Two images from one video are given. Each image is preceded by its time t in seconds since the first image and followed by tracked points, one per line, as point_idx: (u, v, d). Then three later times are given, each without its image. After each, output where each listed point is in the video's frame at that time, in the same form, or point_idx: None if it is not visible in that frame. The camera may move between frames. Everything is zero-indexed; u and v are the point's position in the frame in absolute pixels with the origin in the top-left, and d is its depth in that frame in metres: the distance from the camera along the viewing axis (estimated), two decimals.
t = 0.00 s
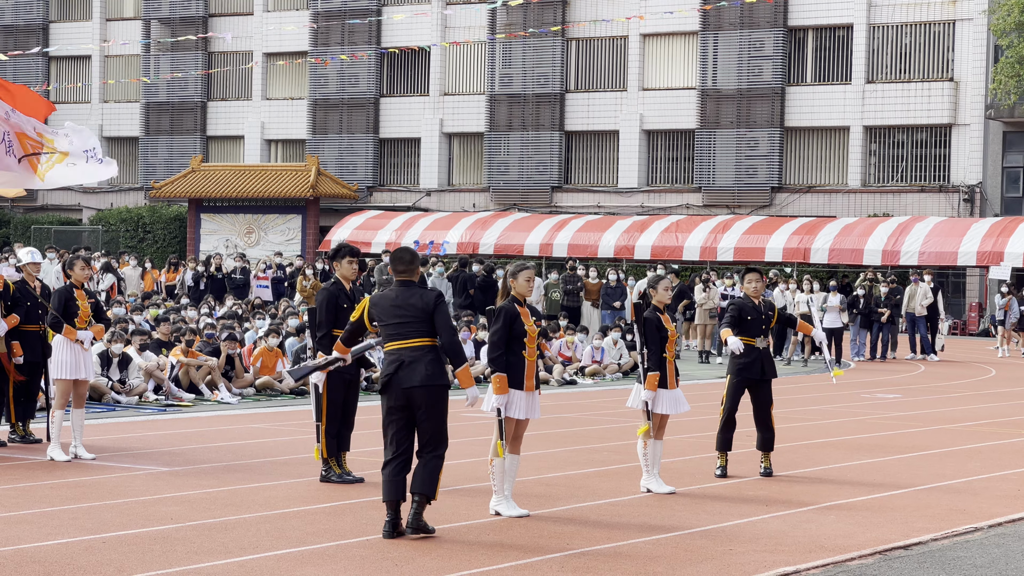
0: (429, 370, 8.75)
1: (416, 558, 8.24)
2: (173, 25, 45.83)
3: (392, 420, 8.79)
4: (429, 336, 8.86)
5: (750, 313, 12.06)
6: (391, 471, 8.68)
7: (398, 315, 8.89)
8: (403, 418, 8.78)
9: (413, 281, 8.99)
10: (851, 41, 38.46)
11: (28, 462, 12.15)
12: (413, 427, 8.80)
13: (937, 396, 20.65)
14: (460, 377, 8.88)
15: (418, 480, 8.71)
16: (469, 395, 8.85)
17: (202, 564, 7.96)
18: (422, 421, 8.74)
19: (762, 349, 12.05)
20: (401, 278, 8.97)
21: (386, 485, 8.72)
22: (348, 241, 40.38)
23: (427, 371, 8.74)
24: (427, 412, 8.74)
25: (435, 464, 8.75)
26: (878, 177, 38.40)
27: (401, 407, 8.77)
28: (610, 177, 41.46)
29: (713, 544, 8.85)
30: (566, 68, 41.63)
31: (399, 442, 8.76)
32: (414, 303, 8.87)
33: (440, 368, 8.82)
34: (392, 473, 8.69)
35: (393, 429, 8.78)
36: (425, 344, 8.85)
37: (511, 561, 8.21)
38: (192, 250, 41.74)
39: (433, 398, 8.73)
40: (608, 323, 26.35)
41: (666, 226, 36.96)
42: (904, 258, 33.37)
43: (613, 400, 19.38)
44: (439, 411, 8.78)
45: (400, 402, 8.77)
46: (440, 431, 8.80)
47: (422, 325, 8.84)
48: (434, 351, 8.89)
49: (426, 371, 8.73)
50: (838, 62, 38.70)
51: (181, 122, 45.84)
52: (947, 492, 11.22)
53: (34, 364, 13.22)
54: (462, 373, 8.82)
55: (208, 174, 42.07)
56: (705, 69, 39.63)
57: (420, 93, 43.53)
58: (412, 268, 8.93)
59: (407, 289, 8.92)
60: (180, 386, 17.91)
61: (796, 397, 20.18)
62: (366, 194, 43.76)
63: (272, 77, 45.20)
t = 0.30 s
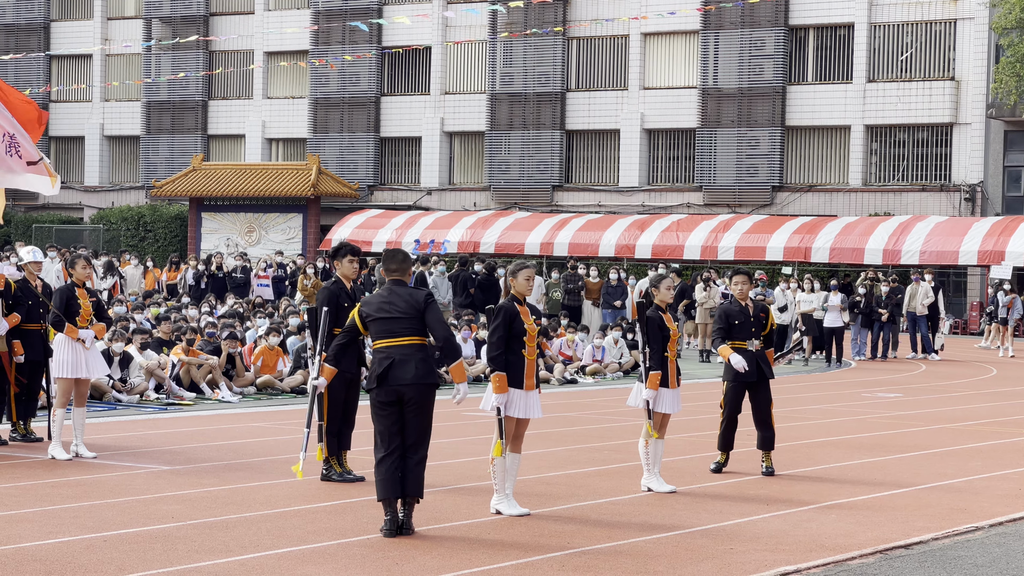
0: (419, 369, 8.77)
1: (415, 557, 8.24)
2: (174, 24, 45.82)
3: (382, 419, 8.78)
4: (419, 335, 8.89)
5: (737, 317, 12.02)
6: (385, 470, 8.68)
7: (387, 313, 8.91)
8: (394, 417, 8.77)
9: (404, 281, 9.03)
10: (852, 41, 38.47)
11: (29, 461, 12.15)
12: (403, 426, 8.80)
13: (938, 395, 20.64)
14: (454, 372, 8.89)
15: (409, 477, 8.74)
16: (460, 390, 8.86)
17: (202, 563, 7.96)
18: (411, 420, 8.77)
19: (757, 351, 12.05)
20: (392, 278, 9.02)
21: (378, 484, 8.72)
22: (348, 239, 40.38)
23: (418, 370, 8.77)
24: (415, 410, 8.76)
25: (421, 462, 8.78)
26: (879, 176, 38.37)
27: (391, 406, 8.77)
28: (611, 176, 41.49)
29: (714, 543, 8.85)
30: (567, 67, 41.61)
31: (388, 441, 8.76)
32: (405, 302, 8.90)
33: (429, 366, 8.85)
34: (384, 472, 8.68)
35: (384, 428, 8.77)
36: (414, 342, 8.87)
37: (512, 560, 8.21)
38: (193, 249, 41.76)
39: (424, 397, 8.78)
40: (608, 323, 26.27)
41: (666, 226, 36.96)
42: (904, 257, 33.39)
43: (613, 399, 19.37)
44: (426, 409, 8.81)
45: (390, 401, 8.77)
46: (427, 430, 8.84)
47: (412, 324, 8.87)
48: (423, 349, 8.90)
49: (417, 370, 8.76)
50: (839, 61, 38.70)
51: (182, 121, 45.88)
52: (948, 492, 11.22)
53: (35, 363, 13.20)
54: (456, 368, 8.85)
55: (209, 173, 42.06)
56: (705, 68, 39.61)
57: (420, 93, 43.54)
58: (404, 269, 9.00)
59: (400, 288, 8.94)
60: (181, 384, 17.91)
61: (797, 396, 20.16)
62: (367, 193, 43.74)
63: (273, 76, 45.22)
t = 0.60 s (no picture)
0: (403, 370, 8.87)
1: (417, 556, 8.24)
2: (175, 23, 45.78)
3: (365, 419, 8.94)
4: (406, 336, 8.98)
5: (711, 320, 12.06)
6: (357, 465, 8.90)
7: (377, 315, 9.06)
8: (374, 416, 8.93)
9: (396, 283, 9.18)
10: (853, 40, 38.48)
11: (30, 459, 12.17)
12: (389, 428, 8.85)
13: (939, 394, 20.62)
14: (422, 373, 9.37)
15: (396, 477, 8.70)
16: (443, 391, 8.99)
17: (204, 562, 7.97)
18: (395, 421, 8.80)
19: (726, 356, 11.94)
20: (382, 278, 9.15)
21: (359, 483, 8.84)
22: (350, 238, 40.40)
23: (402, 373, 8.86)
24: (398, 412, 8.83)
25: (409, 463, 8.73)
26: (880, 175, 38.34)
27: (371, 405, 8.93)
28: (613, 175, 41.49)
29: (716, 542, 8.85)
30: (568, 65, 41.60)
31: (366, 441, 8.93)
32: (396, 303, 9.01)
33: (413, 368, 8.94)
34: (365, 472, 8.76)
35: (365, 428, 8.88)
36: (402, 344, 8.96)
37: (512, 559, 8.21)
38: (194, 248, 41.77)
39: (407, 398, 8.85)
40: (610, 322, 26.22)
41: (668, 225, 36.95)
42: (906, 256, 33.39)
43: (614, 399, 19.36)
44: (410, 411, 8.85)
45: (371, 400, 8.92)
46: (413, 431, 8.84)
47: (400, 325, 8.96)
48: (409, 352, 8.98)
49: (400, 373, 8.85)
50: (841, 60, 38.69)
51: (183, 120, 45.86)
52: (950, 491, 11.21)
53: (36, 363, 13.17)
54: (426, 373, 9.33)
55: (210, 172, 42.07)
56: (706, 67, 39.60)
57: (422, 92, 43.53)
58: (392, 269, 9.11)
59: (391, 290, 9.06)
60: (183, 383, 17.94)
61: (798, 395, 20.15)
62: (369, 192, 43.71)
63: (275, 75, 45.25)
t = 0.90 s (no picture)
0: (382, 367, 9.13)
1: (419, 555, 8.24)
2: (176, 22, 45.74)
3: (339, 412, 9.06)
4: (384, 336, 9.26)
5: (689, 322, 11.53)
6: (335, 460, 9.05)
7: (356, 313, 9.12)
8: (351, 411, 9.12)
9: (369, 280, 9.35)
10: (854, 39, 38.47)
11: (32, 458, 12.17)
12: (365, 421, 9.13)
13: (939, 393, 20.63)
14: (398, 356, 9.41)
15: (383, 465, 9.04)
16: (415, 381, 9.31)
17: (206, 561, 7.98)
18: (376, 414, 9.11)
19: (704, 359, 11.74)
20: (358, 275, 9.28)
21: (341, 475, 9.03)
22: (352, 238, 40.44)
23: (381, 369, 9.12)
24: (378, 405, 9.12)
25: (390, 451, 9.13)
26: (882, 175, 38.30)
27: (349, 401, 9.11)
28: (614, 174, 41.48)
29: (718, 541, 8.85)
30: (569, 64, 41.57)
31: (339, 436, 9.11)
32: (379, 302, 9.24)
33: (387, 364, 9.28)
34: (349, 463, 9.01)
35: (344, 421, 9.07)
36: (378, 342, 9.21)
37: (514, 557, 8.22)
38: (196, 247, 41.79)
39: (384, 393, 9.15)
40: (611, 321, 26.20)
41: (669, 223, 36.95)
42: (908, 255, 33.39)
43: (614, 398, 19.37)
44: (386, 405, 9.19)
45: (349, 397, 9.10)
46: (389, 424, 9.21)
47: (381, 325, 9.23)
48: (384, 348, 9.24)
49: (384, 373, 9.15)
50: (842, 58, 38.65)
51: (185, 119, 45.87)
52: (951, 490, 11.21)
53: (38, 362, 13.24)
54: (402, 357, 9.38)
55: (212, 171, 42.09)
56: (707, 67, 39.59)
57: (423, 91, 43.52)
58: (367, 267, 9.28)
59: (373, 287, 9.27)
60: (184, 382, 17.94)
61: (799, 394, 20.15)
62: (370, 191, 43.74)
63: (276, 75, 45.28)
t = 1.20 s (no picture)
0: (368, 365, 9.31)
1: (421, 553, 8.26)
2: (177, 21, 45.72)
3: (330, 406, 9.30)
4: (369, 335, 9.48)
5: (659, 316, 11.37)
6: (332, 454, 9.18)
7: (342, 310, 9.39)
8: (342, 406, 9.30)
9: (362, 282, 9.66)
10: (856, 38, 38.45)
11: (33, 458, 12.15)
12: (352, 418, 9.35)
13: (940, 392, 20.64)
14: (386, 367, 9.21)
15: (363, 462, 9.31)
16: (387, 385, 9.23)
17: (208, 559, 7.98)
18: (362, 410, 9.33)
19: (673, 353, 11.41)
20: (349, 273, 9.52)
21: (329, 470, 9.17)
22: (353, 236, 40.45)
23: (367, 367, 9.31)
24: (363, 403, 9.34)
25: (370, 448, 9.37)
26: (883, 173, 38.24)
27: (338, 397, 9.32)
28: (616, 173, 41.46)
29: (720, 540, 8.84)
30: (571, 63, 41.55)
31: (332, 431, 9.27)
32: (360, 300, 9.47)
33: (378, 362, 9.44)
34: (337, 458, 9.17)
35: (333, 416, 9.28)
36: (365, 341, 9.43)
37: (516, 556, 8.21)
38: (197, 246, 41.79)
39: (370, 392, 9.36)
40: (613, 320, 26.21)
41: (671, 222, 36.95)
42: (909, 253, 33.38)
43: (616, 397, 19.38)
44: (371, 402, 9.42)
45: (337, 392, 9.32)
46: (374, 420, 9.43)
47: (364, 323, 9.45)
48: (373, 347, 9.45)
49: (366, 369, 9.31)
50: (844, 57, 38.61)
51: (186, 118, 45.88)
52: (953, 489, 11.20)
53: (39, 361, 13.29)
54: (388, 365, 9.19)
55: (213, 170, 42.08)
56: (709, 65, 39.61)
57: (424, 89, 43.50)
58: (358, 265, 9.50)
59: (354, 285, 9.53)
60: (186, 381, 17.92)
61: (801, 393, 20.16)
62: (371, 190, 43.75)
63: (278, 73, 45.30)
